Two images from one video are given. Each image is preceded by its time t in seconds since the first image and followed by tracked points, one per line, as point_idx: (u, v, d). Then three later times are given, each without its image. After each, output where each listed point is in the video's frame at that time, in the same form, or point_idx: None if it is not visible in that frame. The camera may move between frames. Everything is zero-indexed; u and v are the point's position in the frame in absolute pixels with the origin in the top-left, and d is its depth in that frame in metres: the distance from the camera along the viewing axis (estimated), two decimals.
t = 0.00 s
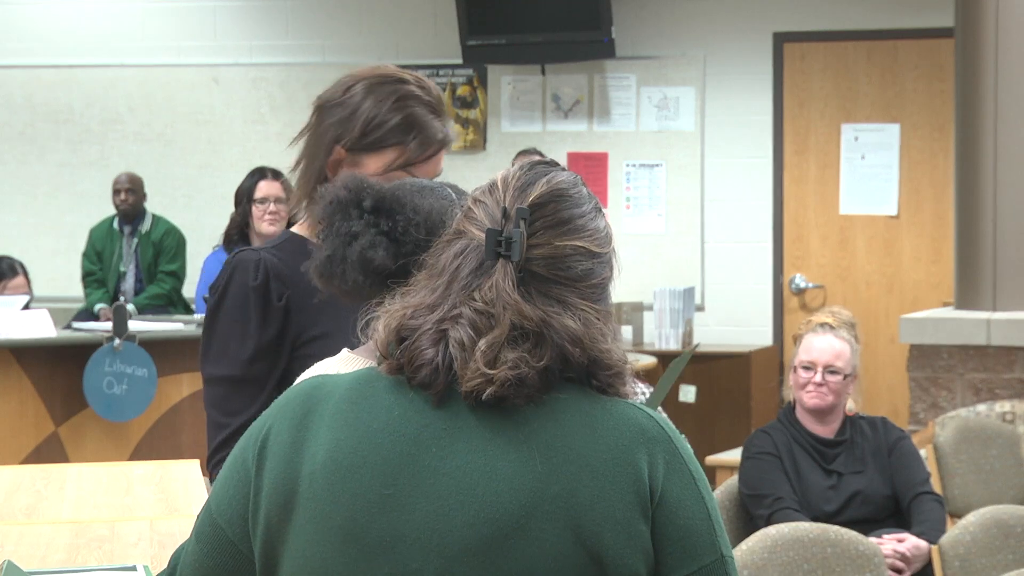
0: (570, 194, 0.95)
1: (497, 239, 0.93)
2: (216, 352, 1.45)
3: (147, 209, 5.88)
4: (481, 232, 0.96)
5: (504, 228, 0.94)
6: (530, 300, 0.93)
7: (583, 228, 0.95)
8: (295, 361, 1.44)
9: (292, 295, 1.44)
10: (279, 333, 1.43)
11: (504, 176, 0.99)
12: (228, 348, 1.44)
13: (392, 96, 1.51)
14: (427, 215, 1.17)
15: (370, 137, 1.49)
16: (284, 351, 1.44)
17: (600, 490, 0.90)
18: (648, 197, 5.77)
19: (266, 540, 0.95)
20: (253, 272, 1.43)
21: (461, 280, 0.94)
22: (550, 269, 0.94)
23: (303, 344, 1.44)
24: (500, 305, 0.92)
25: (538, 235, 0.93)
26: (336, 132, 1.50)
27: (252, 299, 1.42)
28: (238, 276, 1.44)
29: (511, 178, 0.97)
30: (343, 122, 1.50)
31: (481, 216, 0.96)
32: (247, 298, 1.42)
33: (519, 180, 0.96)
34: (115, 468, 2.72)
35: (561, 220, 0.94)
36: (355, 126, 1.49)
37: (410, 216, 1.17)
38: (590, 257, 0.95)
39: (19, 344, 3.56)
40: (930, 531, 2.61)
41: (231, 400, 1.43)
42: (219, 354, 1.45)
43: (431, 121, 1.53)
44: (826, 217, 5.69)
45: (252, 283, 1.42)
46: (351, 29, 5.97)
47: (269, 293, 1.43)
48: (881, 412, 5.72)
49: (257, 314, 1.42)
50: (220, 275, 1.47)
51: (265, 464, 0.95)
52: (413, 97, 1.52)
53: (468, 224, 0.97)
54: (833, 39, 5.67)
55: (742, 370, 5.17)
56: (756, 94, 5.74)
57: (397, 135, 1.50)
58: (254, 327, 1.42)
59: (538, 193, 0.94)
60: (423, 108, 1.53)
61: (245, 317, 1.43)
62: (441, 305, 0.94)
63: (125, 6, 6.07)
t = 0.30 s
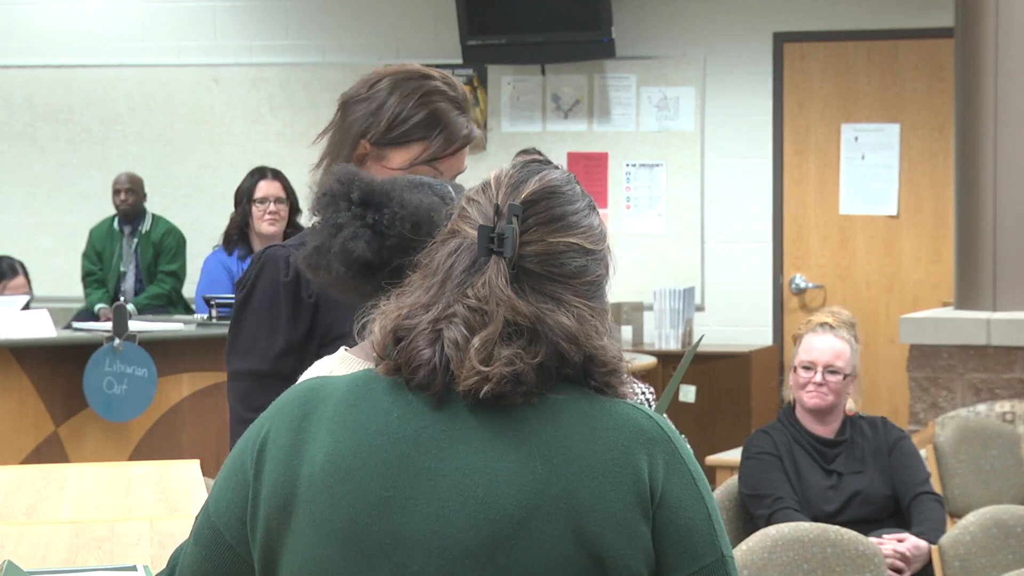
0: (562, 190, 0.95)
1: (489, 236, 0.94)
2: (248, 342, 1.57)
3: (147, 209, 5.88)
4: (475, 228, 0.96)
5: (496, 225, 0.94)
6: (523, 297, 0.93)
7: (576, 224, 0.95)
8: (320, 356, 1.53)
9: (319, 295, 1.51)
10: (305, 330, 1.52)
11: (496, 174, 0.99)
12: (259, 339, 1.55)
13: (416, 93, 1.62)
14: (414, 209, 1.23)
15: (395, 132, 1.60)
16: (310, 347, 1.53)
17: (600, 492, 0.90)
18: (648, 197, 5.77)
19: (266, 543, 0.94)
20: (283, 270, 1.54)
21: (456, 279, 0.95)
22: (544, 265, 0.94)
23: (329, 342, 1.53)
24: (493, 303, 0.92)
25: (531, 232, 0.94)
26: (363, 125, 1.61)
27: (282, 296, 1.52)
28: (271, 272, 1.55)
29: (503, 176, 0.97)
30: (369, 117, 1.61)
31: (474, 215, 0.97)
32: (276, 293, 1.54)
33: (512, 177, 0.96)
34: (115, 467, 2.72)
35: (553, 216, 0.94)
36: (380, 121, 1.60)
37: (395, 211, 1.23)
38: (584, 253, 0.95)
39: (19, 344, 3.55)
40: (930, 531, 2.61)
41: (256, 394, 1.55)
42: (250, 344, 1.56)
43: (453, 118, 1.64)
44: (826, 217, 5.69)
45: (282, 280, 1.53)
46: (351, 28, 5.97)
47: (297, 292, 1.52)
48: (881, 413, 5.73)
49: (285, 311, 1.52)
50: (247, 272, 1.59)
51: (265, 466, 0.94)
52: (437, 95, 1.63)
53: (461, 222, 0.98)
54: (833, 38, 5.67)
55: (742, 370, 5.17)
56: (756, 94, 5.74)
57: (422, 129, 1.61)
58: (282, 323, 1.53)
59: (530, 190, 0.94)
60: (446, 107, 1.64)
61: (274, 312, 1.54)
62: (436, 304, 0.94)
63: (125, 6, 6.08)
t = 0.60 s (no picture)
0: (561, 190, 0.95)
1: (488, 237, 0.94)
2: (254, 340, 1.41)
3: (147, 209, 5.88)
4: (474, 228, 0.96)
5: (495, 227, 0.94)
6: (523, 298, 0.93)
7: (576, 224, 0.95)
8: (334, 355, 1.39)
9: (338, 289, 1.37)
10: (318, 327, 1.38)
11: (494, 176, 0.99)
12: (266, 336, 1.40)
13: (395, 73, 1.51)
14: (402, 215, 1.17)
15: (374, 114, 1.49)
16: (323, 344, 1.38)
17: (602, 494, 0.90)
18: (648, 197, 5.77)
19: (267, 545, 0.94)
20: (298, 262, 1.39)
21: (455, 281, 0.95)
22: (543, 266, 0.94)
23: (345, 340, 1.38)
24: (493, 304, 0.92)
25: (530, 233, 0.93)
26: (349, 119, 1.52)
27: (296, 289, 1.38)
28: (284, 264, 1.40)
29: (502, 178, 0.97)
30: (353, 109, 1.52)
31: (473, 217, 0.97)
32: (289, 289, 1.39)
33: (511, 179, 0.96)
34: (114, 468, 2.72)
35: (553, 216, 0.94)
36: (360, 108, 1.51)
37: (384, 217, 1.17)
38: (584, 254, 0.95)
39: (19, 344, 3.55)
40: (930, 531, 2.61)
41: (265, 388, 1.40)
42: (257, 342, 1.41)
43: (436, 90, 1.50)
44: (826, 217, 5.69)
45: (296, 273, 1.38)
46: (350, 28, 5.97)
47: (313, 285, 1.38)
48: (881, 413, 5.73)
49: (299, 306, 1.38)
50: (262, 263, 1.44)
51: (265, 469, 0.94)
52: (416, 69, 1.50)
53: (461, 224, 0.98)
54: (833, 39, 5.67)
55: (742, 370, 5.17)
56: (756, 94, 5.74)
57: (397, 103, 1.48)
58: (295, 319, 1.38)
59: (529, 191, 0.94)
60: (429, 78, 1.50)
61: (287, 308, 1.39)
62: (436, 306, 0.94)
63: (125, 6, 6.08)
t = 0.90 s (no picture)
0: (560, 193, 0.95)
1: (487, 240, 0.94)
2: (231, 343, 1.39)
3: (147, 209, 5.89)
4: (473, 232, 0.97)
5: (494, 230, 0.94)
6: (523, 300, 0.93)
7: (575, 226, 0.95)
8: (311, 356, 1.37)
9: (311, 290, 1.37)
10: (296, 329, 1.36)
11: (494, 179, 0.99)
12: (243, 340, 1.38)
13: (379, 78, 1.51)
14: (409, 225, 1.16)
15: (358, 120, 1.49)
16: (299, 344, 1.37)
17: (602, 495, 0.90)
18: (648, 197, 5.77)
19: (266, 545, 0.94)
20: (273, 265, 1.38)
21: (455, 284, 0.95)
22: (542, 268, 0.94)
23: (322, 338, 1.37)
24: (493, 307, 0.92)
25: (529, 236, 0.94)
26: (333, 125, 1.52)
27: (271, 293, 1.36)
28: (260, 268, 1.39)
29: (500, 182, 0.97)
30: (337, 114, 1.52)
31: (473, 219, 0.97)
32: (264, 293, 1.38)
33: (510, 181, 0.96)
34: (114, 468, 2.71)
35: (552, 219, 0.94)
36: (344, 114, 1.50)
37: (391, 229, 1.15)
38: (583, 257, 0.95)
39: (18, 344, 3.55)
40: (930, 530, 2.61)
41: (242, 392, 1.37)
42: (234, 345, 1.39)
43: (420, 97, 1.50)
44: (826, 217, 5.69)
45: (271, 277, 1.37)
46: (350, 28, 5.97)
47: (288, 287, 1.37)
48: (881, 413, 5.73)
49: (275, 308, 1.36)
50: (237, 270, 1.43)
51: (265, 470, 0.94)
52: (400, 76, 1.50)
53: (460, 226, 0.98)
54: (833, 38, 5.67)
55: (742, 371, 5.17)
56: (757, 94, 5.74)
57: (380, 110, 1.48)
58: (271, 321, 1.36)
59: (528, 194, 0.94)
60: (412, 85, 1.50)
61: (263, 311, 1.37)
62: (435, 309, 0.94)
63: (125, 6, 6.08)
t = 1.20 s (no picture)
0: (562, 193, 0.95)
1: (490, 239, 0.94)
2: (199, 361, 1.35)
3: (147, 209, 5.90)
4: (475, 230, 0.97)
5: (496, 229, 0.94)
6: (525, 299, 0.93)
7: (577, 226, 0.95)
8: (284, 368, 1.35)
9: (280, 302, 1.34)
10: (266, 342, 1.34)
11: (495, 178, 0.99)
12: (211, 357, 1.34)
13: (365, 99, 1.43)
14: (411, 227, 1.14)
15: (346, 144, 1.42)
16: (271, 357, 1.34)
17: (604, 495, 0.90)
18: (648, 197, 5.77)
19: (267, 546, 0.94)
20: (239, 280, 1.34)
21: (456, 283, 0.95)
22: (544, 267, 0.94)
23: (294, 350, 1.35)
24: (495, 306, 0.92)
25: (530, 236, 0.94)
26: (311, 141, 1.43)
27: (239, 307, 1.33)
28: (224, 283, 1.35)
29: (502, 181, 0.97)
30: (316, 130, 1.43)
31: (475, 219, 0.97)
32: (232, 308, 1.33)
33: (512, 180, 0.97)
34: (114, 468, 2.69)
35: (554, 219, 0.94)
36: (328, 132, 1.42)
37: (394, 230, 1.13)
38: (586, 256, 0.95)
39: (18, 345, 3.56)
40: (930, 530, 2.61)
41: (215, 409, 1.33)
42: (202, 363, 1.35)
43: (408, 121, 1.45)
44: (826, 217, 5.70)
45: (238, 291, 1.34)
46: (350, 28, 5.97)
47: (257, 301, 1.34)
48: (881, 413, 5.73)
49: (243, 323, 1.33)
50: (201, 286, 1.38)
51: (266, 471, 0.94)
52: (387, 98, 1.45)
53: (462, 226, 0.98)
54: (833, 38, 5.67)
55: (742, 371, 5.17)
56: (757, 94, 5.74)
57: (374, 137, 1.42)
58: (239, 336, 1.33)
59: (530, 193, 0.94)
60: (398, 107, 1.45)
61: (230, 326, 1.33)
62: (437, 308, 0.94)
63: (126, 6, 6.08)
